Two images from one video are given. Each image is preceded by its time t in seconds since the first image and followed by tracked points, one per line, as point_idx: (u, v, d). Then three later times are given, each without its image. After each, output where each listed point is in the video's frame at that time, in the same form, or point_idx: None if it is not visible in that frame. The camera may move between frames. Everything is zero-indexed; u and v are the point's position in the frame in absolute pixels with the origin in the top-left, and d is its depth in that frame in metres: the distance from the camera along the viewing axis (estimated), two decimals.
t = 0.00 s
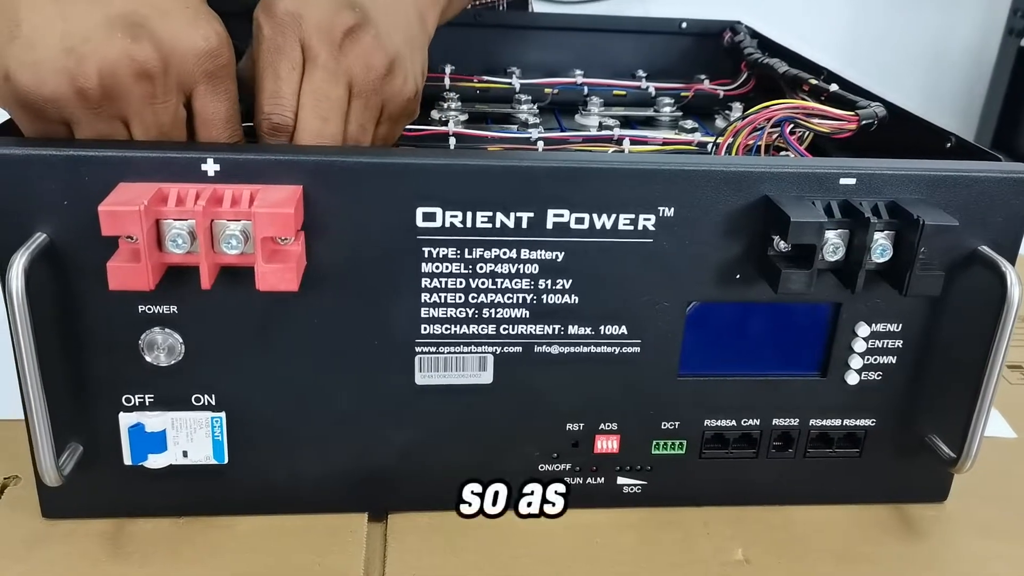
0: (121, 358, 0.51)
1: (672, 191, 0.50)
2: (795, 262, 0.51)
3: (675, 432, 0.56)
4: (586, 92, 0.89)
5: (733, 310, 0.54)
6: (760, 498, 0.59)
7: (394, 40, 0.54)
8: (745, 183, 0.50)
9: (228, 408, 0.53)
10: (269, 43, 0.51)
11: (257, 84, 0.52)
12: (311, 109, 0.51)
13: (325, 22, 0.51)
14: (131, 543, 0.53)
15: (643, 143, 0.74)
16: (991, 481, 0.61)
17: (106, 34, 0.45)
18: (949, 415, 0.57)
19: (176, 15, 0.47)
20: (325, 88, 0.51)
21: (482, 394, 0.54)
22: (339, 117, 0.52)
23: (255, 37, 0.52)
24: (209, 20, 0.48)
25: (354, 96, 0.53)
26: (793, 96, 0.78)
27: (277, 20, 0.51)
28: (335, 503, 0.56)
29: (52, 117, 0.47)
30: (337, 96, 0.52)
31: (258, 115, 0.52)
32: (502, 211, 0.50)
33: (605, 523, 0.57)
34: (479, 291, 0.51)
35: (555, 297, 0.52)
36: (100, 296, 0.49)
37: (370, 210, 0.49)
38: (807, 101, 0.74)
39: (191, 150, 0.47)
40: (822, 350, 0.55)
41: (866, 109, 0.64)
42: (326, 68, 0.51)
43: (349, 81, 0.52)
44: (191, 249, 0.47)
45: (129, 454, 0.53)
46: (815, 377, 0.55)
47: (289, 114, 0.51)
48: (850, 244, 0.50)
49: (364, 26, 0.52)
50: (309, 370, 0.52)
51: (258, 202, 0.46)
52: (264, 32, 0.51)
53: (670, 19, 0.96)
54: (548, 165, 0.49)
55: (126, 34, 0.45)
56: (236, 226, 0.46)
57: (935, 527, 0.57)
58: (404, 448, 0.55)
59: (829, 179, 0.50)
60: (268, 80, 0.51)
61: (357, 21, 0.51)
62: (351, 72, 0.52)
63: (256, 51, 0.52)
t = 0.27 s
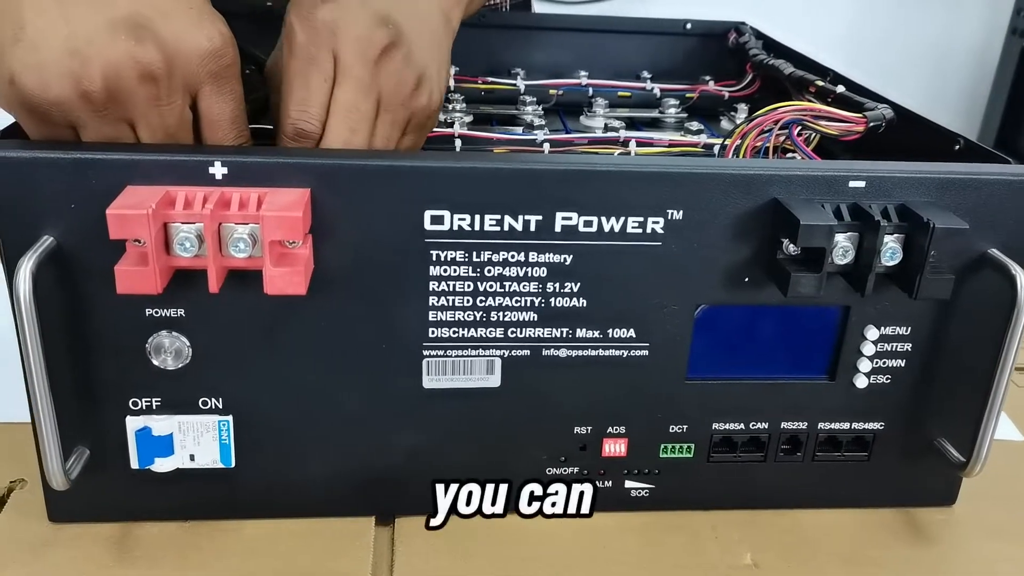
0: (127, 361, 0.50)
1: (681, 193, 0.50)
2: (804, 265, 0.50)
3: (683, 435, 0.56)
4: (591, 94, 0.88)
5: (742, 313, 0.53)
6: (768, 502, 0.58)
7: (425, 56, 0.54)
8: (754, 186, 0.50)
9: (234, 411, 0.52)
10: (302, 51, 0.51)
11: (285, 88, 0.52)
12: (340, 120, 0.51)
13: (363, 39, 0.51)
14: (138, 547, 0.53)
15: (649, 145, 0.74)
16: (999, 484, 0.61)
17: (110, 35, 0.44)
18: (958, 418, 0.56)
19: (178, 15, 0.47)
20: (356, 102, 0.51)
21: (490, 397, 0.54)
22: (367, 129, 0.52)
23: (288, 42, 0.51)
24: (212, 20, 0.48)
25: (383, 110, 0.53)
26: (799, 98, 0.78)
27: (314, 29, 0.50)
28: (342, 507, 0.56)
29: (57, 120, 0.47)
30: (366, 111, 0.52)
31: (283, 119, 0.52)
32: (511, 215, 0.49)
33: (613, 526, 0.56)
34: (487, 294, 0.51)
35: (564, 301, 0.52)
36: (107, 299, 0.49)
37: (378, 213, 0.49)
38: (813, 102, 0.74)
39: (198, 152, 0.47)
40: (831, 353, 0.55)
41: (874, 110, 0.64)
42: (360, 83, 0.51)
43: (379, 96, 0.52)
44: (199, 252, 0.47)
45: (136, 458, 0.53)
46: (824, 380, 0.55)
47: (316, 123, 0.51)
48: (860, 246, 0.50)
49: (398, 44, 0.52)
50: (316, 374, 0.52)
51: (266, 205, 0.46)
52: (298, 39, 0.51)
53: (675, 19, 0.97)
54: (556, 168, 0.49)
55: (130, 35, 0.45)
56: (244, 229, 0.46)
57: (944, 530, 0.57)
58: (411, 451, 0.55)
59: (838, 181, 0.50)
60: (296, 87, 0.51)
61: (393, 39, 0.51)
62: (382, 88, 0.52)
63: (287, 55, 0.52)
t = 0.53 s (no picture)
0: (136, 365, 0.50)
1: (691, 197, 0.49)
2: (815, 269, 0.50)
3: (692, 439, 0.56)
4: (597, 95, 0.88)
5: (752, 317, 0.53)
6: (777, 506, 0.58)
7: (440, 57, 0.53)
8: (765, 191, 0.50)
9: (243, 415, 0.52)
10: (306, 72, 0.51)
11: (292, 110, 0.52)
12: (352, 138, 0.51)
13: (366, 53, 0.51)
14: (146, 552, 0.53)
15: (656, 147, 0.74)
16: (1009, 489, 0.61)
17: (117, 39, 0.45)
18: (969, 422, 0.56)
19: (186, 18, 0.47)
20: (366, 118, 0.51)
21: (499, 401, 0.54)
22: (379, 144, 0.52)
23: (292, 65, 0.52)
24: (220, 24, 0.48)
25: (395, 123, 0.53)
26: (806, 100, 0.78)
27: (316, 50, 0.50)
28: (350, 511, 0.56)
29: (65, 125, 0.47)
30: (377, 126, 0.52)
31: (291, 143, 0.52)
32: (520, 219, 0.49)
33: (622, 531, 0.56)
34: (497, 299, 0.51)
35: (573, 305, 0.52)
36: (116, 303, 0.49)
37: (387, 218, 0.49)
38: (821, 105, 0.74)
39: (208, 157, 0.47)
40: (841, 357, 0.55)
41: (883, 114, 0.64)
42: (367, 99, 0.51)
43: (389, 111, 0.52)
44: (209, 257, 0.47)
45: (144, 462, 0.53)
46: (833, 385, 0.55)
47: (326, 142, 0.51)
48: (871, 251, 0.50)
49: (403, 54, 0.52)
50: (326, 378, 0.52)
51: (276, 210, 0.46)
52: (302, 60, 0.51)
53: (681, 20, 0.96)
54: (566, 172, 0.48)
55: (137, 40, 0.45)
56: (253, 233, 0.46)
57: (954, 535, 0.57)
58: (420, 455, 0.55)
59: (849, 185, 0.50)
60: (303, 110, 0.51)
61: (397, 50, 0.51)
62: (391, 102, 0.52)
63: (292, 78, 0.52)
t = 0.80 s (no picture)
0: (138, 368, 0.50)
1: (695, 199, 0.49)
2: (819, 271, 0.50)
3: (695, 441, 0.56)
4: (598, 96, 0.88)
5: (754, 319, 0.53)
6: (780, 508, 0.58)
7: (423, 42, 0.53)
8: (769, 193, 0.49)
9: (245, 417, 0.52)
10: (294, 61, 0.50)
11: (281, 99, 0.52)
12: (341, 124, 0.51)
13: (353, 38, 0.50)
14: (148, 554, 0.53)
15: (658, 148, 0.74)
16: (1012, 491, 0.61)
17: (122, 43, 0.44)
18: (972, 424, 0.56)
19: (192, 22, 0.47)
20: (354, 103, 0.51)
21: (502, 403, 0.54)
22: (368, 128, 0.52)
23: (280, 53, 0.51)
24: (224, 28, 0.48)
25: (383, 107, 0.53)
26: (809, 101, 0.77)
27: (302, 37, 0.50)
28: (352, 513, 0.56)
29: (69, 127, 0.47)
30: (366, 111, 0.52)
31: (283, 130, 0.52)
32: (523, 221, 0.49)
33: (624, 533, 0.56)
34: (499, 301, 0.51)
35: (576, 307, 0.52)
36: (118, 305, 0.49)
37: (389, 220, 0.48)
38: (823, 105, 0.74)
39: (211, 159, 0.47)
40: (844, 359, 0.55)
41: (886, 114, 0.64)
42: (355, 84, 0.51)
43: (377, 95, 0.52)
44: (211, 259, 0.46)
45: (146, 465, 0.52)
46: (836, 387, 0.55)
47: (315, 130, 0.51)
48: (875, 253, 0.50)
49: (391, 36, 0.51)
50: (328, 380, 0.52)
51: (278, 212, 0.46)
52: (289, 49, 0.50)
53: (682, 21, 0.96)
54: (569, 174, 0.48)
55: (142, 43, 0.45)
56: (256, 236, 0.46)
57: (958, 537, 0.57)
58: (422, 457, 0.55)
59: (854, 187, 0.50)
60: (292, 97, 0.51)
61: (384, 33, 0.51)
62: (379, 85, 0.52)
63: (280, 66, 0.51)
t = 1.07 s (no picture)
0: (135, 368, 0.50)
1: (692, 199, 0.49)
2: (815, 271, 0.50)
3: (692, 442, 0.56)
4: (597, 96, 0.88)
5: (752, 320, 0.53)
6: (777, 508, 0.58)
7: (418, 36, 0.53)
8: (766, 193, 0.49)
9: (242, 417, 0.52)
10: (292, 45, 0.50)
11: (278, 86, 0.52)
12: (336, 109, 0.51)
13: (352, 25, 0.50)
14: (144, 554, 0.53)
15: (656, 148, 0.74)
16: (1009, 492, 0.61)
17: (119, 41, 0.44)
18: (968, 424, 0.56)
19: (187, 19, 0.47)
20: (350, 89, 0.51)
21: (499, 403, 0.54)
22: (363, 117, 0.52)
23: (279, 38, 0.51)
24: (220, 26, 0.48)
25: (379, 96, 0.53)
26: (807, 101, 0.77)
27: (302, 22, 0.50)
28: (349, 513, 0.56)
29: (65, 125, 0.47)
30: (362, 98, 0.51)
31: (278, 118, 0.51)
32: (520, 221, 0.49)
33: (621, 533, 0.56)
34: (496, 301, 0.51)
35: (573, 307, 0.52)
36: (115, 305, 0.49)
37: (386, 220, 0.48)
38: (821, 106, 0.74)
39: (207, 159, 0.47)
40: (841, 360, 0.55)
41: (883, 115, 0.64)
42: (353, 70, 0.51)
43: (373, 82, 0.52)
44: (208, 259, 0.47)
45: (143, 465, 0.52)
46: (833, 386, 0.55)
47: (310, 116, 0.51)
48: (871, 254, 0.50)
49: (388, 26, 0.52)
50: (325, 380, 0.52)
51: (274, 212, 0.46)
52: (288, 33, 0.50)
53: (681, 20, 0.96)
54: (566, 174, 0.48)
55: (139, 40, 0.45)
56: (253, 236, 0.46)
57: (954, 537, 0.57)
58: (419, 457, 0.55)
59: (850, 188, 0.50)
60: (288, 83, 0.51)
61: (382, 22, 0.51)
62: (376, 73, 0.52)
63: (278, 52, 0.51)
